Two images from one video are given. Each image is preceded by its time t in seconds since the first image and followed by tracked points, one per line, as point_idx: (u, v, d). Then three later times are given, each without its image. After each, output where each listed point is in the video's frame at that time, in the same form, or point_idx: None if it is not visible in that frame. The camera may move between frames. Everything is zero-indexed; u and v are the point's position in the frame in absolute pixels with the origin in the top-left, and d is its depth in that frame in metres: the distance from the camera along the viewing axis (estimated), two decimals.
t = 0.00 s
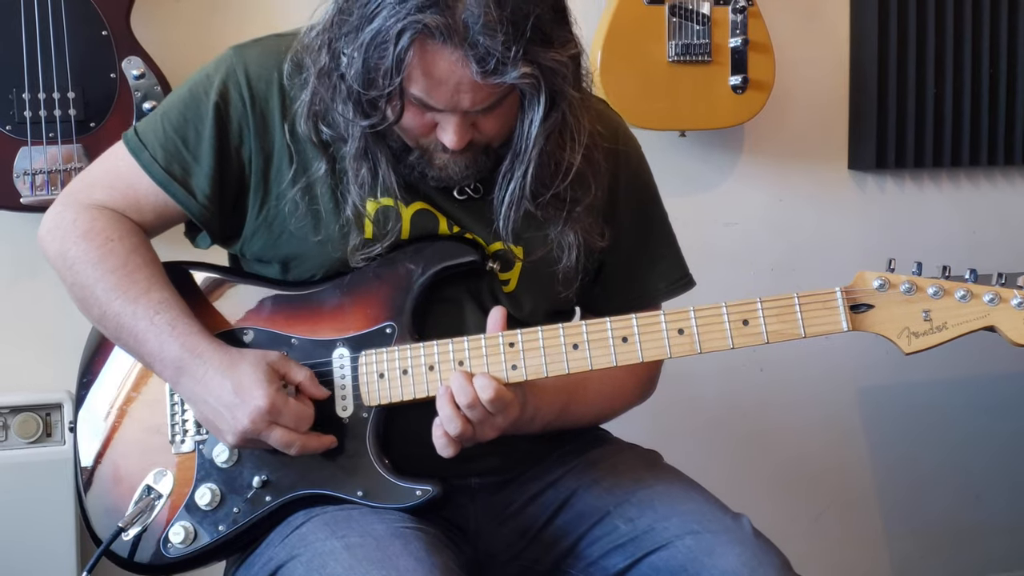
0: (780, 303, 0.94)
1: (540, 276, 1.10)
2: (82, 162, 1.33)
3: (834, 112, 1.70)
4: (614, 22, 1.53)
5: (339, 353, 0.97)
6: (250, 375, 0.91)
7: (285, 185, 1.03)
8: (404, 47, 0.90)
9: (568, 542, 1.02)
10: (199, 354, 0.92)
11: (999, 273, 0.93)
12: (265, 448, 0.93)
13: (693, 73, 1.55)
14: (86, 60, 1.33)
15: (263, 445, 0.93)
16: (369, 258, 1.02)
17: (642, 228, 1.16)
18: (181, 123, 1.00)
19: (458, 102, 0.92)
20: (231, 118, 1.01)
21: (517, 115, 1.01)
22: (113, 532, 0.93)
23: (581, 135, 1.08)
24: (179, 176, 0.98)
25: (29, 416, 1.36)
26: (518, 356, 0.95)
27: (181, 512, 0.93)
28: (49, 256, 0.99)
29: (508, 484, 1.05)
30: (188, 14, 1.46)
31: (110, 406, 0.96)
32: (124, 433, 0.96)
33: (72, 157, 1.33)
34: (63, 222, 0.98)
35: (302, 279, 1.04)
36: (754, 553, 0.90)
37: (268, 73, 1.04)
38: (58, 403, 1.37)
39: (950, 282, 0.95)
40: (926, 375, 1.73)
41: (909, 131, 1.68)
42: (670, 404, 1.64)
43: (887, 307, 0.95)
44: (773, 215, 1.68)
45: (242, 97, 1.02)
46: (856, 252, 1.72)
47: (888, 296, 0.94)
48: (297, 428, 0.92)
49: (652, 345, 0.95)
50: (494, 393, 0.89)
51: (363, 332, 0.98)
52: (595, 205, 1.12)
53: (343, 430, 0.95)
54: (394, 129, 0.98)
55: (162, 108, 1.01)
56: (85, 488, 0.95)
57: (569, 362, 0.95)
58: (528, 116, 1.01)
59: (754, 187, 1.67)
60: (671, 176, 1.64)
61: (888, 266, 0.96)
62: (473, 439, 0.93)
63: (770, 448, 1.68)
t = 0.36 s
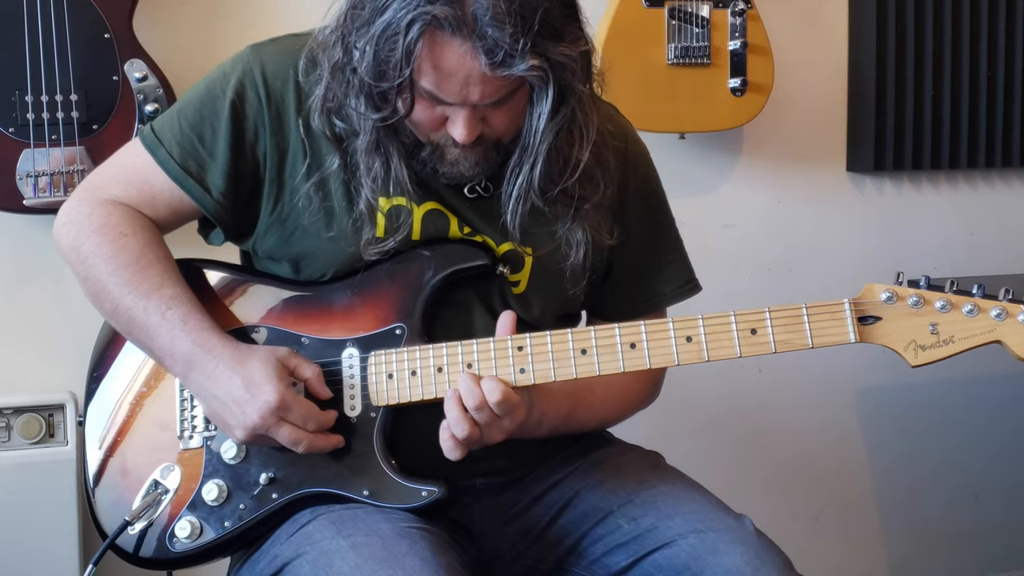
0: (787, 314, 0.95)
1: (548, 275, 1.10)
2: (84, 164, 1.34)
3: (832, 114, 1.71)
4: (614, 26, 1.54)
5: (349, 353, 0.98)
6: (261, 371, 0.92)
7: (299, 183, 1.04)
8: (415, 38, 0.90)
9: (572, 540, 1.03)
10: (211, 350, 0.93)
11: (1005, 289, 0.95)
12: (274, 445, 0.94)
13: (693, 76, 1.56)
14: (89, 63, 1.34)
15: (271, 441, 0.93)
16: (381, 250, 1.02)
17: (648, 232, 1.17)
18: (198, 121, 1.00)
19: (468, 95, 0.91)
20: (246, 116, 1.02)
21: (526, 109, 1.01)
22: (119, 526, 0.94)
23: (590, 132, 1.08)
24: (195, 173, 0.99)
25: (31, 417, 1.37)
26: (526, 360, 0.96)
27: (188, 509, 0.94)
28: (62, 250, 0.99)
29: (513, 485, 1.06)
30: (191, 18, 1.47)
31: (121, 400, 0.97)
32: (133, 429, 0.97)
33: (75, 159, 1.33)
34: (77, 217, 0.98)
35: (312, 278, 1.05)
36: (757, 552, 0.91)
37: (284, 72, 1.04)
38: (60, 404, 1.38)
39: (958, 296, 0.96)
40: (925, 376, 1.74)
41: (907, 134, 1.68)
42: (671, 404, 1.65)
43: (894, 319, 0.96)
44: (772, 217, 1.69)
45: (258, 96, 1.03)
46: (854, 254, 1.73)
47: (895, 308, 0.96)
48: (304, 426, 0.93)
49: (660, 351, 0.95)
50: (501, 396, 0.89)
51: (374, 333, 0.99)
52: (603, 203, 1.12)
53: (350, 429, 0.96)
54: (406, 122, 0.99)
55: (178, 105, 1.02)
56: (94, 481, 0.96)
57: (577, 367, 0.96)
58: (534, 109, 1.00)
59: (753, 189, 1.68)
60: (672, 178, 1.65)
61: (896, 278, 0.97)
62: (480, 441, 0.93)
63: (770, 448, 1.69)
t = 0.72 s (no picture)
0: (798, 317, 0.98)
1: (560, 265, 1.11)
2: (87, 166, 1.34)
3: (831, 117, 1.72)
4: (613, 29, 1.56)
5: (363, 352, 0.99)
6: (281, 367, 0.93)
7: (316, 176, 1.05)
8: (451, 13, 0.91)
9: (559, 533, 1.03)
10: (230, 344, 0.94)
11: (1009, 295, 0.98)
12: (290, 441, 0.95)
13: (692, 79, 1.57)
14: (91, 65, 1.35)
15: (289, 438, 0.94)
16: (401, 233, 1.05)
17: (649, 229, 1.19)
18: (216, 116, 1.01)
19: (497, 72, 0.93)
20: (264, 110, 1.03)
21: (551, 87, 1.02)
22: (129, 522, 0.94)
23: (610, 121, 1.13)
24: (214, 166, 0.99)
25: (34, 418, 1.37)
26: (540, 361, 0.98)
27: (200, 506, 0.94)
28: (76, 245, 1.00)
29: (515, 482, 1.08)
30: (193, 22, 1.48)
31: (130, 396, 0.98)
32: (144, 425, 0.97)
33: (78, 161, 1.34)
34: (93, 212, 0.98)
35: (324, 277, 1.06)
36: (729, 555, 0.92)
37: (302, 67, 1.05)
38: (63, 404, 1.39)
39: (963, 302, 0.99)
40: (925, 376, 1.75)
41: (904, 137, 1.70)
42: (673, 403, 1.66)
43: (900, 324, 1.00)
44: (771, 218, 1.71)
45: (276, 91, 1.03)
46: (852, 255, 1.74)
47: (902, 313, 0.99)
48: (322, 424, 0.93)
49: (673, 352, 0.98)
50: (517, 395, 0.91)
51: (388, 332, 1.00)
52: (619, 187, 1.14)
53: (365, 428, 0.97)
54: (429, 106, 1.01)
55: (194, 102, 1.02)
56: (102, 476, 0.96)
57: (591, 367, 0.98)
58: (562, 88, 1.02)
59: (753, 191, 1.70)
60: (673, 180, 1.66)
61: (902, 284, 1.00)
62: (497, 441, 0.94)
63: (771, 446, 1.71)
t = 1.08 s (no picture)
0: (800, 324, 1.00)
1: (565, 271, 1.11)
2: (90, 168, 1.36)
3: (830, 119, 1.74)
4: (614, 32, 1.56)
5: (370, 352, 1.00)
6: (287, 363, 0.94)
7: (326, 178, 1.05)
8: (457, 22, 0.93)
9: (568, 533, 1.04)
10: (238, 341, 0.95)
11: (1011, 305, 0.99)
12: (296, 438, 0.96)
13: (692, 81, 1.58)
14: (93, 68, 1.35)
15: (296, 433, 0.95)
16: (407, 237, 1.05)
17: (656, 236, 1.20)
18: (227, 117, 1.02)
19: (503, 81, 0.94)
20: (276, 112, 1.04)
21: (556, 96, 1.04)
22: (135, 517, 0.95)
23: (615, 129, 1.13)
24: (224, 167, 1.00)
25: (37, 418, 1.37)
26: (546, 363, 0.99)
27: (206, 503, 0.95)
28: (86, 241, 1.01)
29: (523, 481, 1.08)
30: (197, 26, 1.49)
31: (138, 392, 0.99)
32: (152, 422, 0.98)
33: (81, 163, 1.35)
34: (103, 210, 0.99)
35: (332, 278, 1.06)
36: (743, 550, 0.93)
37: (313, 70, 1.07)
38: (65, 405, 1.39)
39: (965, 311, 1.00)
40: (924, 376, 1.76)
41: (902, 140, 1.71)
42: (673, 403, 1.67)
43: (903, 332, 1.00)
44: (771, 220, 1.72)
45: (287, 93, 1.05)
46: (851, 257, 1.76)
47: (904, 322, 1.00)
48: (330, 419, 0.95)
49: (677, 355, 0.99)
50: (522, 396, 0.91)
51: (395, 332, 1.01)
52: (623, 194, 1.15)
53: (370, 425, 0.98)
54: (437, 113, 1.01)
55: (205, 102, 1.03)
56: (109, 472, 0.97)
57: (596, 370, 0.99)
58: (566, 95, 1.04)
59: (753, 193, 1.71)
60: (673, 181, 1.67)
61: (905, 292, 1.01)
62: (502, 441, 0.95)
63: (771, 446, 1.72)
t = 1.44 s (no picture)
0: (799, 326, 1.00)
1: (564, 279, 1.12)
2: (92, 170, 1.37)
3: (827, 121, 1.74)
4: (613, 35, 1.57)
5: (368, 352, 1.01)
6: (285, 357, 0.95)
7: (325, 183, 1.06)
8: (455, 35, 0.94)
9: (571, 536, 1.05)
10: (236, 338, 0.96)
11: (1012, 306, 1.00)
12: (295, 437, 0.97)
13: (691, 83, 1.58)
14: (95, 71, 1.36)
15: (295, 430, 0.96)
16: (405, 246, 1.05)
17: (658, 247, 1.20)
18: (228, 120, 1.03)
19: (500, 92, 0.95)
20: (276, 116, 1.05)
21: (555, 109, 1.05)
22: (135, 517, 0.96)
23: (614, 140, 1.13)
24: (224, 170, 1.01)
25: (39, 419, 1.38)
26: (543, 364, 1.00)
27: (205, 503, 0.96)
28: (87, 238, 1.01)
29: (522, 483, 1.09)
30: (198, 29, 1.50)
31: (139, 392, 1.00)
32: (152, 422, 0.99)
33: (83, 165, 1.36)
34: (104, 207, 1.00)
35: (333, 278, 1.07)
36: (747, 550, 0.94)
37: (314, 75, 1.07)
38: (68, 405, 1.40)
39: (965, 312, 1.01)
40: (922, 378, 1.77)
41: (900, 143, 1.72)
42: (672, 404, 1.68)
43: (902, 333, 1.01)
44: (770, 221, 1.72)
45: (289, 97, 1.05)
46: (849, 258, 1.76)
47: (903, 322, 1.01)
48: (329, 413, 0.96)
49: (674, 357, 1.00)
50: (590, 383, 0.92)
51: (393, 333, 1.02)
52: (623, 207, 1.16)
53: (369, 424, 0.99)
54: (436, 123, 1.02)
55: (206, 104, 1.04)
56: (110, 472, 0.98)
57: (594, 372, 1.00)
58: (565, 109, 1.05)
59: (751, 195, 1.71)
60: (672, 182, 1.68)
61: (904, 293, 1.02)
62: (562, 424, 0.97)
63: (770, 447, 1.72)
